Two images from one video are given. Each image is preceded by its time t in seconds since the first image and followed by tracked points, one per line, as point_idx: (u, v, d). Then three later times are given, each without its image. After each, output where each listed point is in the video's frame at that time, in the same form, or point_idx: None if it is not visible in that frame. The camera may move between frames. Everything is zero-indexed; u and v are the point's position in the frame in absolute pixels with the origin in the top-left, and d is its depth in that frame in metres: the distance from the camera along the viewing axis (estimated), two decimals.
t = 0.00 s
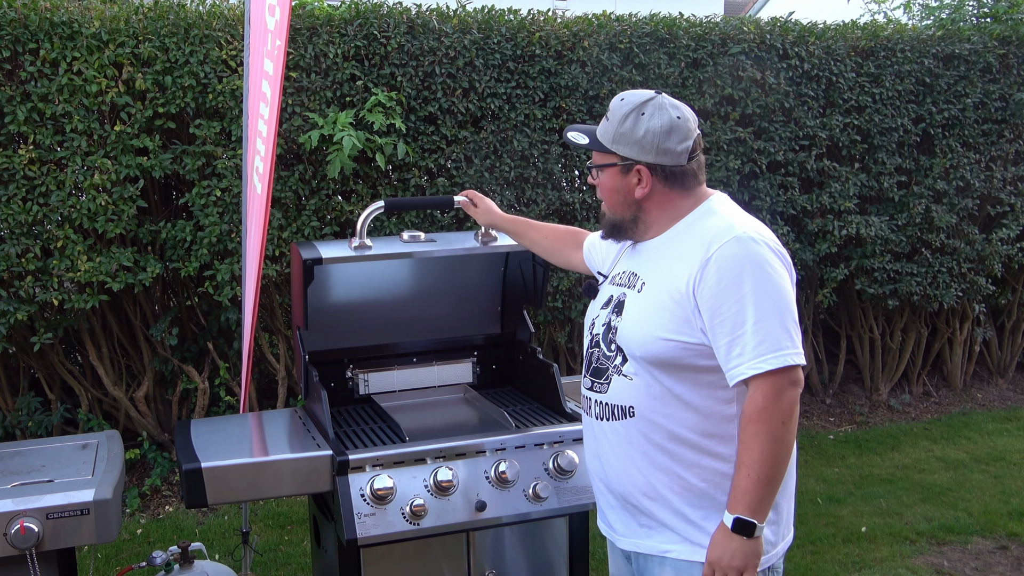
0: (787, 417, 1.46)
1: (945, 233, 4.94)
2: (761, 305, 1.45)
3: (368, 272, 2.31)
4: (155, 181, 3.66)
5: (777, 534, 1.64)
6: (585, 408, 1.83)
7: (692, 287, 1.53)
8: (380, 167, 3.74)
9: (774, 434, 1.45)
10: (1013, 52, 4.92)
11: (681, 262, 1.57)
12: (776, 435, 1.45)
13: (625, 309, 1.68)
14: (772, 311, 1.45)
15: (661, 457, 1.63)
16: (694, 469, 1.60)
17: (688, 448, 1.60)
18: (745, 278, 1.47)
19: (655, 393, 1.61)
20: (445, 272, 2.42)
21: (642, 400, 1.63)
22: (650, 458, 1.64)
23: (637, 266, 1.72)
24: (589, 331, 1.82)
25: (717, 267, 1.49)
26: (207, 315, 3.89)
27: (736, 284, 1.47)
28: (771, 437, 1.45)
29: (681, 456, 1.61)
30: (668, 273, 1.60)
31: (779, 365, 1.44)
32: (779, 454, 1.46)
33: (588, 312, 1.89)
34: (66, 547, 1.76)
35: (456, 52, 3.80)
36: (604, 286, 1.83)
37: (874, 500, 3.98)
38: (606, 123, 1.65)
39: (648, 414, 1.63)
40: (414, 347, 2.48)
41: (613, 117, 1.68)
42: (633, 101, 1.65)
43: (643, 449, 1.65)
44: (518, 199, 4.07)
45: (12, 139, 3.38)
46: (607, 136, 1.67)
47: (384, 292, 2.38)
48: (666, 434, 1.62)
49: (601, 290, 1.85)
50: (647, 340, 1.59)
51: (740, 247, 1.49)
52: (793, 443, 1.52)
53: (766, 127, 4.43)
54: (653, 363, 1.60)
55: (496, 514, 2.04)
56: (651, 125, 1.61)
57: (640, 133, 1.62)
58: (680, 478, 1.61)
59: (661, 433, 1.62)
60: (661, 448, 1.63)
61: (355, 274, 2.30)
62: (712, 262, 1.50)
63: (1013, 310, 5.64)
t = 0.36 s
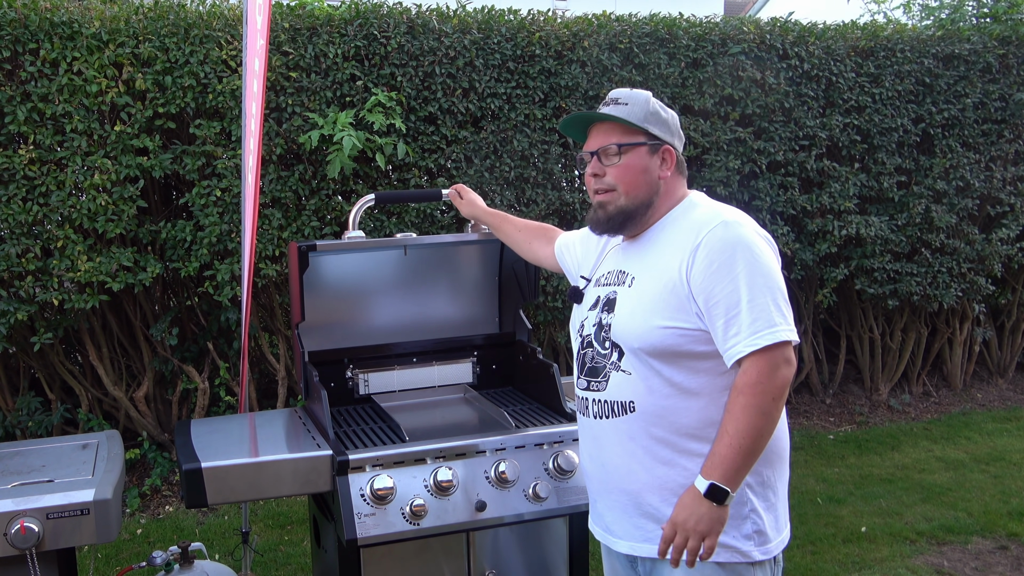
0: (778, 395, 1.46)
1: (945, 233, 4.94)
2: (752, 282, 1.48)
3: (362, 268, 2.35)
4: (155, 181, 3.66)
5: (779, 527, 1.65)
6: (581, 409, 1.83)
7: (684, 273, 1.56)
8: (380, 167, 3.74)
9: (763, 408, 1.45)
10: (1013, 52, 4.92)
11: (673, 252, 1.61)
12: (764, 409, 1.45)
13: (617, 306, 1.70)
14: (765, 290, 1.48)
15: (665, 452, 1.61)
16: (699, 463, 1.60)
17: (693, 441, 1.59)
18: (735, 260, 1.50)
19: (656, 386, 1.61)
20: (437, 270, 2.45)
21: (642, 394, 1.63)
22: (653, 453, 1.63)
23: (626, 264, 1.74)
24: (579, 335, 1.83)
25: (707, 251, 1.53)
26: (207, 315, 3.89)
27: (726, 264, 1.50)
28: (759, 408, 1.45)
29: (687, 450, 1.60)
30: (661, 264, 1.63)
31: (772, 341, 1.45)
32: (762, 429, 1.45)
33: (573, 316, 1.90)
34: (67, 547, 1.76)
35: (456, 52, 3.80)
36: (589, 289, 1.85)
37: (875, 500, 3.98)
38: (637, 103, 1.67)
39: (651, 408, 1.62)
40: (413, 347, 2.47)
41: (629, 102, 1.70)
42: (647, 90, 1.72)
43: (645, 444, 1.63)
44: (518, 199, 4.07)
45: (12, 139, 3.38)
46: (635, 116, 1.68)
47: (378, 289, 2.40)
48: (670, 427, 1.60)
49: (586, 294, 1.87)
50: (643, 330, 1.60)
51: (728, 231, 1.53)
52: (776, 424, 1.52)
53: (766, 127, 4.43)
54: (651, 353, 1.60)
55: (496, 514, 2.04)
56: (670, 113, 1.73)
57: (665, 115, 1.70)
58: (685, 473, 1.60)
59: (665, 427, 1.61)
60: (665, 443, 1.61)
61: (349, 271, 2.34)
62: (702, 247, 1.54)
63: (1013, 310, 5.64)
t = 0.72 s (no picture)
0: (733, 374, 1.45)
1: (945, 233, 4.94)
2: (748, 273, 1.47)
3: (360, 267, 2.35)
4: (155, 181, 3.66)
5: (778, 518, 1.65)
6: (579, 406, 1.82)
7: (683, 269, 1.57)
8: (381, 167, 3.74)
9: (711, 360, 1.44)
10: (1013, 52, 4.92)
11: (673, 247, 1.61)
12: (711, 361, 1.43)
13: (616, 303, 1.70)
14: (758, 282, 1.47)
15: (667, 446, 1.61)
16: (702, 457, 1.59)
17: (696, 434, 1.59)
18: (732, 253, 1.49)
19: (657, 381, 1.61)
20: (435, 270, 2.46)
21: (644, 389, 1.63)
22: (656, 448, 1.62)
23: (623, 261, 1.74)
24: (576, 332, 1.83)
25: (705, 244, 1.53)
26: (207, 315, 3.89)
27: (722, 257, 1.50)
28: (711, 365, 1.44)
29: (690, 443, 1.60)
30: (660, 260, 1.63)
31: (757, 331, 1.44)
32: (697, 372, 1.44)
33: (569, 314, 1.91)
34: (67, 547, 1.76)
35: (456, 52, 3.80)
36: (585, 286, 1.86)
37: (874, 500, 3.98)
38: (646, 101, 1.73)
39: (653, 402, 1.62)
40: (412, 346, 2.47)
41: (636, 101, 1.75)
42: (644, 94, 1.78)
43: (650, 439, 1.63)
44: (519, 199, 4.06)
45: (12, 139, 3.38)
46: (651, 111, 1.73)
47: (379, 290, 2.41)
48: (672, 421, 1.60)
49: (581, 291, 1.87)
50: (646, 326, 1.61)
51: (727, 227, 1.53)
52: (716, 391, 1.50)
53: (766, 127, 4.43)
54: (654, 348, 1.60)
55: (496, 514, 2.04)
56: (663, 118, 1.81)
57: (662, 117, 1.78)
58: (689, 467, 1.59)
59: (668, 421, 1.61)
60: (668, 437, 1.61)
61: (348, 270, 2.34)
62: (699, 241, 1.55)
63: (1013, 310, 5.64)
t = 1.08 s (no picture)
0: (761, 381, 1.46)
1: (945, 233, 4.94)
2: (752, 274, 1.48)
3: (359, 266, 2.36)
4: (155, 181, 3.66)
5: (774, 513, 1.65)
6: (575, 402, 1.82)
7: (684, 264, 1.57)
8: (381, 167, 3.74)
9: (740, 390, 1.44)
10: (1013, 52, 4.92)
11: (673, 244, 1.61)
12: (740, 390, 1.44)
13: (614, 298, 1.70)
14: (765, 281, 1.48)
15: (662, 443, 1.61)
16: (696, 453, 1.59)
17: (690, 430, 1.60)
18: (736, 250, 1.50)
19: (651, 376, 1.61)
20: (433, 270, 2.47)
21: (639, 385, 1.63)
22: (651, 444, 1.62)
23: (622, 258, 1.75)
24: (573, 329, 1.83)
25: (708, 242, 1.53)
26: (207, 315, 3.90)
27: (725, 254, 1.51)
28: (739, 389, 1.44)
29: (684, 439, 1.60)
30: (660, 256, 1.63)
31: (765, 332, 1.45)
32: (736, 408, 1.45)
33: (566, 312, 1.91)
34: (67, 547, 1.76)
35: (456, 52, 3.80)
36: (583, 284, 1.86)
37: (874, 500, 3.98)
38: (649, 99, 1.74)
39: (647, 399, 1.62)
40: (412, 346, 2.47)
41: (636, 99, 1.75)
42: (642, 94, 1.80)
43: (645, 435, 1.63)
44: (518, 199, 4.06)
45: (12, 139, 3.38)
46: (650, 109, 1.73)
47: (379, 291, 2.42)
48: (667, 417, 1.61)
49: (579, 289, 1.87)
50: (643, 321, 1.61)
51: (730, 224, 1.54)
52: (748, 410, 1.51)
53: (766, 127, 4.43)
54: (652, 343, 1.60)
55: (496, 514, 2.04)
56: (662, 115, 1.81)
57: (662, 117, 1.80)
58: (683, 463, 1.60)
59: (663, 417, 1.61)
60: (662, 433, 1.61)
61: (347, 269, 2.35)
62: (702, 238, 1.55)
63: (1013, 310, 5.64)
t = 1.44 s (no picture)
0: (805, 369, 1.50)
1: (945, 233, 4.94)
2: (761, 270, 1.51)
3: (358, 266, 2.37)
4: (155, 181, 3.66)
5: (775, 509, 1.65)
6: (574, 402, 1.82)
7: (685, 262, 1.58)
8: (380, 167, 3.74)
9: (798, 386, 1.48)
10: (1013, 52, 4.92)
11: (671, 243, 1.62)
12: (801, 387, 1.49)
13: (613, 298, 1.69)
14: (771, 275, 1.52)
15: (662, 440, 1.62)
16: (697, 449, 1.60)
17: (690, 427, 1.60)
18: (739, 247, 1.52)
19: (651, 373, 1.62)
20: (433, 269, 2.47)
21: (638, 383, 1.63)
22: (651, 442, 1.63)
23: (617, 258, 1.74)
24: (572, 329, 1.83)
25: (710, 239, 1.55)
26: (207, 315, 3.89)
27: (730, 252, 1.52)
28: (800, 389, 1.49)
29: (684, 435, 1.60)
30: (659, 254, 1.63)
31: (784, 324, 1.49)
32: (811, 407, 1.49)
33: (564, 313, 1.90)
34: (67, 547, 1.76)
35: (456, 52, 3.80)
36: (580, 284, 1.85)
37: (875, 500, 3.98)
38: (602, 113, 1.71)
39: (646, 396, 1.62)
40: (412, 346, 2.47)
41: (596, 112, 1.74)
42: (618, 97, 1.74)
43: (645, 432, 1.63)
44: (519, 199, 4.06)
45: (12, 139, 3.38)
46: (600, 126, 1.72)
47: (381, 291, 2.42)
48: (667, 414, 1.61)
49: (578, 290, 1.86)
50: (645, 320, 1.61)
51: (728, 221, 1.56)
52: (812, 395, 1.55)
53: (766, 127, 4.43)
54: (655, 342, 1.61)
55: (495, 514, 2.04)
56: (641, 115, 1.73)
57: (634, 120, 1.71)
58: (683, 459, 1.60)
59: (662, 414, 1.61)
60: (661, 429, 1.62)
61: (346, 268, 2.36)
62: (703, 236, 1.56)
63: (1013, 310, 5.64)
